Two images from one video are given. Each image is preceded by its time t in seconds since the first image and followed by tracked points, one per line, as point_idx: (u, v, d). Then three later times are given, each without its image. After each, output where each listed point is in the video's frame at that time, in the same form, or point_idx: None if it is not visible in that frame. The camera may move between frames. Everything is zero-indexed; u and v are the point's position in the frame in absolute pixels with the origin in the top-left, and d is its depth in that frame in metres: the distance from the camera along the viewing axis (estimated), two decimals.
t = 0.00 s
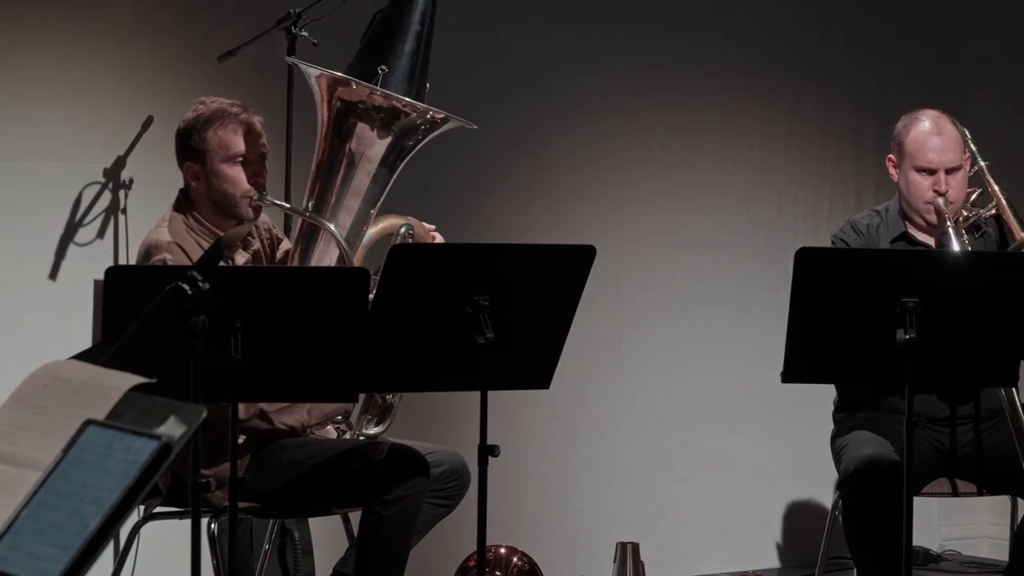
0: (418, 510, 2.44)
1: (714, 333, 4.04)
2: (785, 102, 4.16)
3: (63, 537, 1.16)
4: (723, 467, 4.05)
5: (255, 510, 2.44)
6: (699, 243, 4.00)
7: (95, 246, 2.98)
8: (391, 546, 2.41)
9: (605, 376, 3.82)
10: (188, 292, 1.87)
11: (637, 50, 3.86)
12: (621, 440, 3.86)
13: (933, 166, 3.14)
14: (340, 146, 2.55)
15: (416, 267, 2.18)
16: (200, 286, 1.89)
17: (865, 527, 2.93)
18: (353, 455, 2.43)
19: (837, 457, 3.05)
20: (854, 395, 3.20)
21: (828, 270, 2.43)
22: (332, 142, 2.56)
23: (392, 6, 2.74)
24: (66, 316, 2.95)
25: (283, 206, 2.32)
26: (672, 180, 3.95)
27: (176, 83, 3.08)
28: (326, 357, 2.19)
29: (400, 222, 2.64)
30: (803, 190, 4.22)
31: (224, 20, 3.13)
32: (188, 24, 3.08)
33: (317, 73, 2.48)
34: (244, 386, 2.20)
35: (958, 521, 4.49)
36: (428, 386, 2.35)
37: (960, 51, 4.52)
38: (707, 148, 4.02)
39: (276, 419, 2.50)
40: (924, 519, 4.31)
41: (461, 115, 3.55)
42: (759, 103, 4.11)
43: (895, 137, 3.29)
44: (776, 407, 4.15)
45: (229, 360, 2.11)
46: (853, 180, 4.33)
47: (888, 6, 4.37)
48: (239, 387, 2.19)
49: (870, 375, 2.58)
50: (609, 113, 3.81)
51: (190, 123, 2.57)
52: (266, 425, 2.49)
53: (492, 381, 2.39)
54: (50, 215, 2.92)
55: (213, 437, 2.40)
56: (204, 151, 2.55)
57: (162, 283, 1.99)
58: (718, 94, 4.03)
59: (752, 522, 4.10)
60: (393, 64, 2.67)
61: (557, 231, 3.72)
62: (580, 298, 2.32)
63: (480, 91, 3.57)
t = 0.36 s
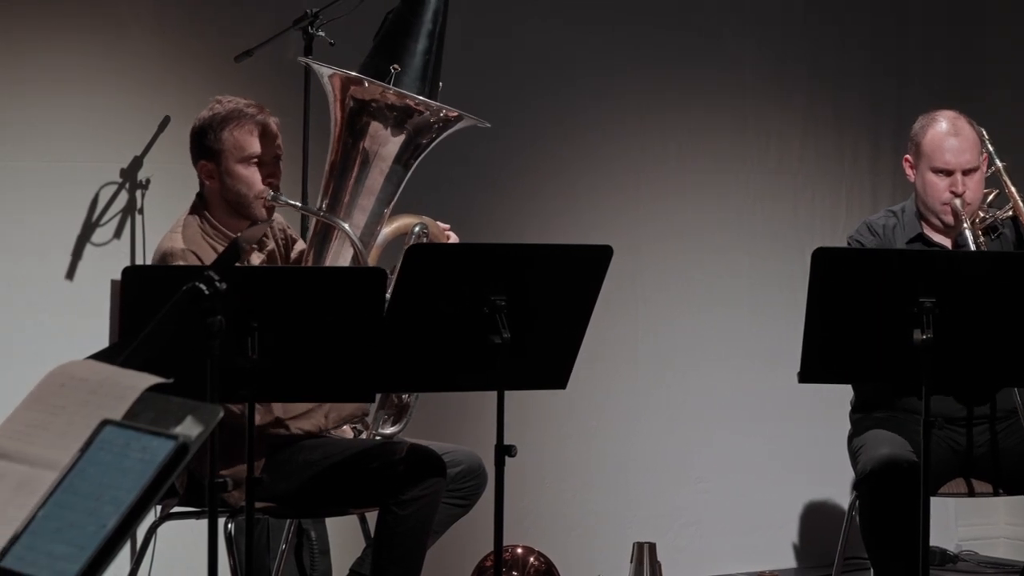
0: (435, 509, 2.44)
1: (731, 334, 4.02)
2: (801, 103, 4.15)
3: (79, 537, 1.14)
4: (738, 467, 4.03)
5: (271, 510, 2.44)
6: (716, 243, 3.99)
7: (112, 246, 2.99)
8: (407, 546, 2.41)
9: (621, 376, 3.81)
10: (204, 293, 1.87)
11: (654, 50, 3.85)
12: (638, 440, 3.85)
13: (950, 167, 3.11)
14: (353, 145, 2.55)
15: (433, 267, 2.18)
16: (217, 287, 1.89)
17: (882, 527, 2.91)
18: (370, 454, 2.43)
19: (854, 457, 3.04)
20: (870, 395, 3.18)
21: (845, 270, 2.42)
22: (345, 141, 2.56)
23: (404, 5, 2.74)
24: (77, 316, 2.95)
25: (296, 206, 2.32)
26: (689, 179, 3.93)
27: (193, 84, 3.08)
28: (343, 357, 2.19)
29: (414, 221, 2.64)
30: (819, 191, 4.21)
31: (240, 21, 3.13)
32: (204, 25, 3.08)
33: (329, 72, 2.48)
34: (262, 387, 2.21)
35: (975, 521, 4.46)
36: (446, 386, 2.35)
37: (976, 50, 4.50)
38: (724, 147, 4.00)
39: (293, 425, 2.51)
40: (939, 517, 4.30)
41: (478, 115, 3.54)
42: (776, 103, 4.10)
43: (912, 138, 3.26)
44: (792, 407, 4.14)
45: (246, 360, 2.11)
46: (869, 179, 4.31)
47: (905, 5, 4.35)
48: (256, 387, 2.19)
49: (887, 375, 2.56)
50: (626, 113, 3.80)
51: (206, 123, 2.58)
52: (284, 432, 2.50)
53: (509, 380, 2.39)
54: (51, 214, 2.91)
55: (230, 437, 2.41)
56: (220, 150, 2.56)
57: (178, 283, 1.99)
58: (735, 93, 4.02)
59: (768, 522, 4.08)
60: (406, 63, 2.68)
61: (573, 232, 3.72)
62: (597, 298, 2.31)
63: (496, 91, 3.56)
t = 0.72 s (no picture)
0: (450, 509, 2.44)
1: (746, 334, 4.01)
2: (817, 103, 4.14)
3: (97, 537, 1.15)
4: (753, 467, 4.02)
5: (287, 509, 2.45)
6: (731, 242, 3.97)
7: (128, 246, 3.00)
8: (423, 545, 2.41)
9: (636, 377, 3.80)
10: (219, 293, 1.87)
11: (670, 50, 3.83)
12: (653, 440, 3.84)
13: (966, 165, 3.10)
14: (366, 143, 2.55)
15: (449, 267, 2.18)
16: (232, 287, 1.89)
17: (896, 527, 2.90)
18: (385, 454, 2.43)
19: (869, 457, 3.03)
20: (885, 394, 3.16)
21: (861, 271, 2.40)
22: (357, 139, 2.56)
23: (414, 5, 2.74)
24: (88, 318, 2.96)
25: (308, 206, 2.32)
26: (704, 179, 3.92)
27: (209, 83, 3.09)
28: (358, 357, 2.19)
29: (427, 220, 2.61)
30: (835, 190, 4.19)
31: (255, 22, 3.14)
32: (220, 26, 3.09)
33: (340, 71, 2.48)
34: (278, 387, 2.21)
35: (991, 521, 4.43)
36: (461, 386, 2.35)
37: (993, 49, 4.48)
38: (740, 147, 3.99)
39: (307, 420, 2.53)
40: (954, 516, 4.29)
41: (494, 115, 3.54)
42: (792, 103, 4.08)
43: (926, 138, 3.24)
44: (807, 407, 4.12)
45: (261, 360, 2.12)
46: (885, 179, 4.29)
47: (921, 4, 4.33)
48: (272, 386, 2.20)
49: (904, 375, 2.54)
50: (641, 112, 3.79)
51: (217, 126, 2.58)
52: (299, 427, 2.52)
53: (525, 380, 2.38)
54: (52, 214, 2.90)
55: (245, 437, 2.42)
56: (231, 154, 2.56)
57: (193, 284, 2.00)
58: (751, 93, 4.00)
59: (783, 522, 4.07)
60: (417, 62, 2.67)
61: (588, 232, 3.71)
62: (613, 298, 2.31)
63: (511, 91, 3.56)
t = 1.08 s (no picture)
0: (464, 509, 2.44)
1: (759, 334, 3.99)
2: (830, 102, 4.12)
3: (109, 537, 1.16)
4: (766, 467, 4.00)
5: (300, 510, 2.45)
6: (743, 242, 3.96)
7: (140, 246, 3.01)
8: (436, 545, 2.41)
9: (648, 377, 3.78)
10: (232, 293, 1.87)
11: (684, 50, 3.82)
12: (665, 441, 3.82)
13: (979, 165, 3.08)
14: (387, 145, 2.55)
15: (461, 267, 2.17)
16: (245, 287, 1.89)
17: (910, 528, 2.88)
18: (399, 455, 2.43)
19: (883, 458, 3.01)
20: (898, 395, 3.14)
21: (873, 271, 2.39)
22: (379, 140, 2.56)
23: (440, 6, 2.76)
24: (95, 318, 2.96)
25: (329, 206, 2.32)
26: (717, 179, 3.90)
27: (222, 83, 3.10)
28: (371, 356, 2.19)
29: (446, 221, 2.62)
30: (848, 189, 4.17)
31: (269, 22, 3.15)
32: (234, 27, 3.10)
33: (364, 73, 2.48)
34: (292, 387, 2.20)
35: (1005, 522, 4.40)
36: (475, 386, 2.34)
37: (1006, 48, 4.46)
38: (753, 147, 3.97)
39: (321, 419, 2.52)
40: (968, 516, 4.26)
41: (506, 115, 3.53)
42: (805, 102, 4.07)
43: (939, 137, 3.22)
44: (820, 407, 4.11)
45: (275, 360, 2.12)
46: (898, 178, 4.27)
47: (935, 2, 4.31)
48: (286, 387, 2.19)
49: (918, 375, 2.53)
50: (655, 113, 3.78)
51: (238, 125, 2.58)
52: (312, 426, 2.52)
53: (537, 380, 2.38)
54: (68, 216, 2.92)
55: (260, 436, 2.42)
56: (250, 153, 2.56)
57: (207, 284, 2.00)
58: (764, 92, 3.99)
59: (796, 522, 4.05)
60: (440, 64, 2.67)
61: (601, 232, 3.70)
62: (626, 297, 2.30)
63: (525, 91, 3.55)
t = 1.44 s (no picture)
0: (477, 509, 2.44)
1: (772, 334, 3.98)
2: (844, 102, 4.10)
3: (122, 537, 1.17)
4: (779, 467, 3.99)
5: (313, 509, 2.45)
6: (756, 241, 3.94)
7: (153, 246, 3.02)
8: (449, 546, 2.41)
9: (661, 377, 3.77)
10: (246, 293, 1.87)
11: (697, 50, 3.81)
12: (678, 441, 3.81)
13: (992, 168, 3.06)
14: (399, 145, 2.55)
15: (474, 267, 2.17)
16: (259, 287, 1.89)
17: (923, 528, 2.87)
18: (412, 455, 2.43)
19: (896, 458, 3.00)
20: (911, 395, 3.13)
21: (886, 272, 2.38)
22: (391, 141, 2.56)
23: (451, 6, 2.75)
24: (106, 318, 2.96)
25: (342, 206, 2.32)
26: (730, 179, 3.89)
27: (234, 84, 3.10)
28: (383, 356, 2.19)
29: (458, 222, 2.60)
30: (860, 189, 4.15)
31: (281, 23, 3.15)
32: (246, 28, 3.10)
33: (376, 73, 2.48)
34: (304, 387, 2.21)
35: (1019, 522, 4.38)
36: (488, 386, 2.34)
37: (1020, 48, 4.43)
38: (766, 147, 3.96)
39: (334, 423, 2.52)
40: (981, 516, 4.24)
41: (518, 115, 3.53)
42: (819, 102, 4.05)
43: (953, 138, 3.20)
44: (833, 408, 4.09)
45: (288, 360, 2.12)
46: (911, 178, 4.25)
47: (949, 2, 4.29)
48: (298, 387, 2.20)
49: (930, 375, 2.51)
50: (668, 113, 3.77)
51: (252, 123, 2.59)
52: (326, 430, 2.51)
53: (550, 381, 2.37)
54: (80, 216, 2.92)
55: (272, 436, 2.42)
56: (264, 151, 2.57)
57: (221, 283, 2.00)
58: (778, 92, 3.97)
59: (808, 523, 4.04)
60: (452, 64, 2.67)
61: (613, 232, 3.69)
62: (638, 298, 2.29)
63: (537, 92, 3.54)
